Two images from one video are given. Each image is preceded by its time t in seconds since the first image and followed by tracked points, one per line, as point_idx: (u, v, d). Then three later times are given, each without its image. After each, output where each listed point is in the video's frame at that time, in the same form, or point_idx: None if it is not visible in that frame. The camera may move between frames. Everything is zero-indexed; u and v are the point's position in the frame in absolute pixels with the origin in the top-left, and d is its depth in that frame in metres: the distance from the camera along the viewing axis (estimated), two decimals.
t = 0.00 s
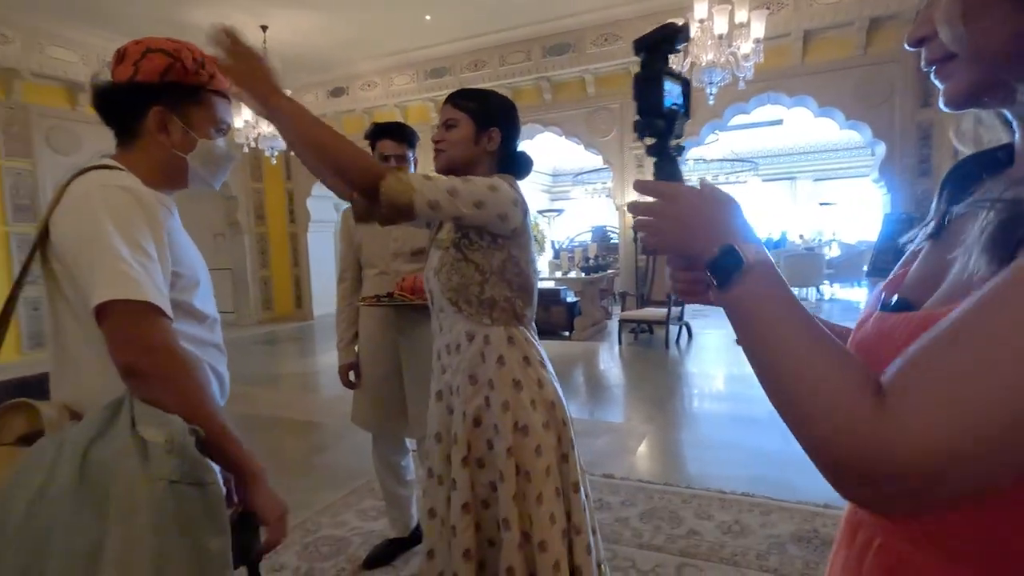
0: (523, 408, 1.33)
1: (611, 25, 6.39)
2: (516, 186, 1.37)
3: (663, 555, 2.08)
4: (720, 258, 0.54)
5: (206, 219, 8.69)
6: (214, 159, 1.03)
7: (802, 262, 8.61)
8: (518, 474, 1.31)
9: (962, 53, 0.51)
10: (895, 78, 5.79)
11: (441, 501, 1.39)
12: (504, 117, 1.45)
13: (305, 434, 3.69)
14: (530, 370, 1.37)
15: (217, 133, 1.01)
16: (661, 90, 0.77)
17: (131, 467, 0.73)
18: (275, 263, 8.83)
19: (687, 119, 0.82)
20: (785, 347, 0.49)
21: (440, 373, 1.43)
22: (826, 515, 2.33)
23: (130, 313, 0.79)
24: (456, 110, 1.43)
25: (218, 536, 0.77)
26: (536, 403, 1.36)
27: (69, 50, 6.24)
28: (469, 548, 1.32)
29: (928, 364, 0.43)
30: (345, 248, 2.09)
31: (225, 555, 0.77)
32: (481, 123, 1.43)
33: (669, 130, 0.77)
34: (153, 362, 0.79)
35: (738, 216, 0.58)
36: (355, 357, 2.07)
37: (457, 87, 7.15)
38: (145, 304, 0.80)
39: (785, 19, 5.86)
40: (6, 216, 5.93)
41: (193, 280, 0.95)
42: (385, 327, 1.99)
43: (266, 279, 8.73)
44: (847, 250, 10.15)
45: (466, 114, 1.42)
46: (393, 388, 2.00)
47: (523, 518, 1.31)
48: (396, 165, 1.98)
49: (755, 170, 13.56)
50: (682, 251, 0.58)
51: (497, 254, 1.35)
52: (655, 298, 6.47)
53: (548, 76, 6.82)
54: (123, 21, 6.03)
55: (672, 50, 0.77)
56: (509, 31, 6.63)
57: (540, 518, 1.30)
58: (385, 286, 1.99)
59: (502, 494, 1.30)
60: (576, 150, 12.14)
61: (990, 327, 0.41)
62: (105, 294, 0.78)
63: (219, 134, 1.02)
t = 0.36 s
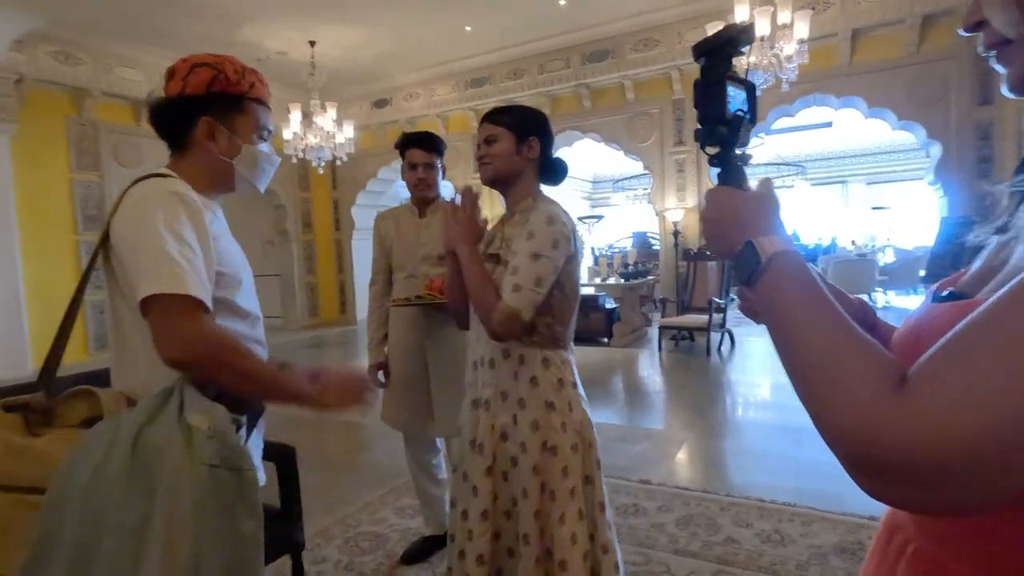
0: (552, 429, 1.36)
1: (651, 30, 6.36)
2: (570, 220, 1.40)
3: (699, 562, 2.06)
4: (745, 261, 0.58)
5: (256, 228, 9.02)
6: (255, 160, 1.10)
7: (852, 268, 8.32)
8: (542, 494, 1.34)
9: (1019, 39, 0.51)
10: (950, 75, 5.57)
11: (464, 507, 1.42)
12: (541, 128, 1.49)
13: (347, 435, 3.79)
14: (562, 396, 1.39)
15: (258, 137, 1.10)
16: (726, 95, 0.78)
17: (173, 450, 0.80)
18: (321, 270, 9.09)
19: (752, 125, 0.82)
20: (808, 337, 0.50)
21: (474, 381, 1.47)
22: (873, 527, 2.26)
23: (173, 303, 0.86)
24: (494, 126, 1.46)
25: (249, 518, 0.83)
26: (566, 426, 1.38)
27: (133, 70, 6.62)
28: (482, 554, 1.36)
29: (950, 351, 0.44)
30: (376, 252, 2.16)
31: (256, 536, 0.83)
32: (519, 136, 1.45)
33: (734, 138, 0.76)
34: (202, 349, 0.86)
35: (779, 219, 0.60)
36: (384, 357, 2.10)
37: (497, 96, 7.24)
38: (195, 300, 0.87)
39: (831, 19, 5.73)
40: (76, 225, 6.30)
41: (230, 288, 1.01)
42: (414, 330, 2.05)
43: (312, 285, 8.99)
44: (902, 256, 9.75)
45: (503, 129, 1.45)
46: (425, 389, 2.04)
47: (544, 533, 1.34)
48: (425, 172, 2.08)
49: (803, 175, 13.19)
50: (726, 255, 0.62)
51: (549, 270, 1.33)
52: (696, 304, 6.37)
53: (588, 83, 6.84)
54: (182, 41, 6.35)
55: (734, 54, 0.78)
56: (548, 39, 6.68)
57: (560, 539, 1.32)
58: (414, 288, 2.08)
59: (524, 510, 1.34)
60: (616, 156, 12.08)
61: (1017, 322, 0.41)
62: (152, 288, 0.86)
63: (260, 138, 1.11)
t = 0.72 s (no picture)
0: (598, 419, 1.38)
1: (705, 30, 6.25)
2: (611, 216, 1.41)
3: (748, 568, 2.02)
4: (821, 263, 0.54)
5: (315, 231, 9.37)
6: (312, 180, 1.16)
7: (922, 273, 7.90)
8: (589, 480, 1.37)
9: None
10: None
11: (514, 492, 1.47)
12: (583, 127, 1.50)
13: (398, 432, 3.89)
14: (612, 386, 1.40)
15: (321, 155, 1.16)
16: (794, 82, 0.68)
17: (249, 421, 0.88)
18: (375, 272, 9.35)
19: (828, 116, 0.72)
20: (898, 351, 0.47)
21: (526, 373, 1.51)
22: (938, 542, 2.15)
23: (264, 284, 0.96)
24: (539, 131, 1.49)
25: (318, 484, 0.90)
26: (614, 418, 1.39)
27: (205, 84, 7.00)
28: (534, 539, 1.40)
29: None
30: (417, 253, 2.22)
31: (320, 505, 0.90)
32: (559, 136, 1.48)
33: (802, 131, 0.68)
34: (300, 310, 0.98)
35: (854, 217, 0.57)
36: (423, 355, 2.19)
37: (547, 101, 7.27)
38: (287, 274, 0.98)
39: (899, 11, 5.53)
40: (152, 230, 6.71)
41: (303, 260, 1.11)
42: (454, 329, 2.10)
43: (367, 287, 9.25)
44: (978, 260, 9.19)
45: (546, 133, 1.48)
46: (465, 384, 2.09)
47: (591, 519, 1.37)
48: (460, 177, 2.12)
49: (869, 175, 12.63)
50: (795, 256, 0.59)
51: (587, 265, 1.34)
52: (751, 309, 6.20)
53: (639, 84, 6.78)
54: (249, 55, 6.69)
55: (804, 32, 0.68)
56: (599, 42, 6.66)
57: (607, 527, 1.34)
58: (451, 288, 2.15)
59: (572, 494, 1.37)
60: (669, 159, 11.90)
61: None
62: (244, 279, 0.95)
63: (323, 156, 1.16)
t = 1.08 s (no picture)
0: (629, 420, 1.43)
1: (761, 24, 6.07)
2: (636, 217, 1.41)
3: None
4: (946, 280, 0.55)
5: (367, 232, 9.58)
6: (365, 180, 1.17)
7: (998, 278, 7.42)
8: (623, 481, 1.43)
9: None
10: None
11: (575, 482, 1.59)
12: (624, 126, 1.47)
13: (446, 430, 3.91)
14: (647, 389, 1.42)
15: (374, 156, 1.17)
16: (906, 64, 0.58)
17: (317, 407, 0.93)
18: (424, 273, 9.48)
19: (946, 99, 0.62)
20: None
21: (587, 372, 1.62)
22: (1018, 565, 2.00)
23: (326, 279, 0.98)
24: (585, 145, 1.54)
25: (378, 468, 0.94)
26: (647, 421, 1.41)
27: (266, 90, 7.26)
28: (584, 524, 1.50)
29: None
30: (463, 251, 2.23)
31: (381, 486, 0.93)
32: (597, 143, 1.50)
33: (913, 120, 0.60)
34: (356, 303, 0.99)
35: (983, 229, 0.57)
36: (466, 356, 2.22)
37: (597, 100, 7.21)
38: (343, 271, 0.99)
39: None
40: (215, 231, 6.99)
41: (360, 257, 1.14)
42: (496, 330, 2.10)
43: (416, 288, 9.39)
44: None
45: (589, 143, 1.52)
46: (509, 383, 2.09)
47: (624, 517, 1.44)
48: (510, 184, 2.10)
49: (938, 173, 11.95)
50: (907, 266, 0.59)
51: (610, 271, 1.38)
52: (809, 313, 5.97)
53: (691, 83, 6.63)
54: (305, 62, 6.89)
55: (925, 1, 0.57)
56: (650, 40, 6.56)
57: (639, 528, 1.38)
58: (497, 288, 2.14)
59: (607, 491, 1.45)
60: (722, 159, 11.61)
61: None
62: (308, 274, 0.97)
63: (376, 157, 1.18)
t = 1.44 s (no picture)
0: (663, 424, 1.37)
1: (798, 22, 5.91)
2: (692, 231, 1.35)
3: None
4: None
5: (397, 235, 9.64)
6: (389, 188, 1.15)
7: None
8: (646, 481, 1.39)
9: None
10: None
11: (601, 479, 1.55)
12: (680, 140, 1.41)
13: (474, 436, 3.88)
14: (684, 396, 1.37)
15: (397, 165, 1.14)
16: None
17: (332, 419, 0.89)
18: (454, 276, 9.49)
19: None
20: None
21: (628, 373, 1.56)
22: None
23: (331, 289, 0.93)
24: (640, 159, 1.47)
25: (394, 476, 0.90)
26: (679, 427, 1.36)
27: (299, 97, 7.36)
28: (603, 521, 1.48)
29: None
30: (489, 257, 2.17)
31: (396, 500, 0.89)
32: (650, 154, 1.44)
33: None
34: (360, 321, 0.92)
35: None
36: (491, 361, 2.14)
37: (628, 102, 7.12)
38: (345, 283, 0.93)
39: None
40: (250, 235, 7.11)
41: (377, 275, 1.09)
42: (527, 337, 2.04)
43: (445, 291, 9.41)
44: None
45: (641, 156, 1.46)
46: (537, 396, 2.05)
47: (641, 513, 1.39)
48: (548, 186, 2.06)
49: (987, 173, 11.45)
50: None
51: (651, 281, 1.34)
52: (849, 319, 5.77)
53: (725, 83, 6.50)
54: (337, 68, 6.98)
55: None
56: (683, 40, 6.44)
57: (653, 527, 1.34)
58: (525, 295, 2.09)
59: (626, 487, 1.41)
60: (756, 160, 11.37)
61: None
62: (309, 282, 0.92)
63: (399, 166, 1.15)
